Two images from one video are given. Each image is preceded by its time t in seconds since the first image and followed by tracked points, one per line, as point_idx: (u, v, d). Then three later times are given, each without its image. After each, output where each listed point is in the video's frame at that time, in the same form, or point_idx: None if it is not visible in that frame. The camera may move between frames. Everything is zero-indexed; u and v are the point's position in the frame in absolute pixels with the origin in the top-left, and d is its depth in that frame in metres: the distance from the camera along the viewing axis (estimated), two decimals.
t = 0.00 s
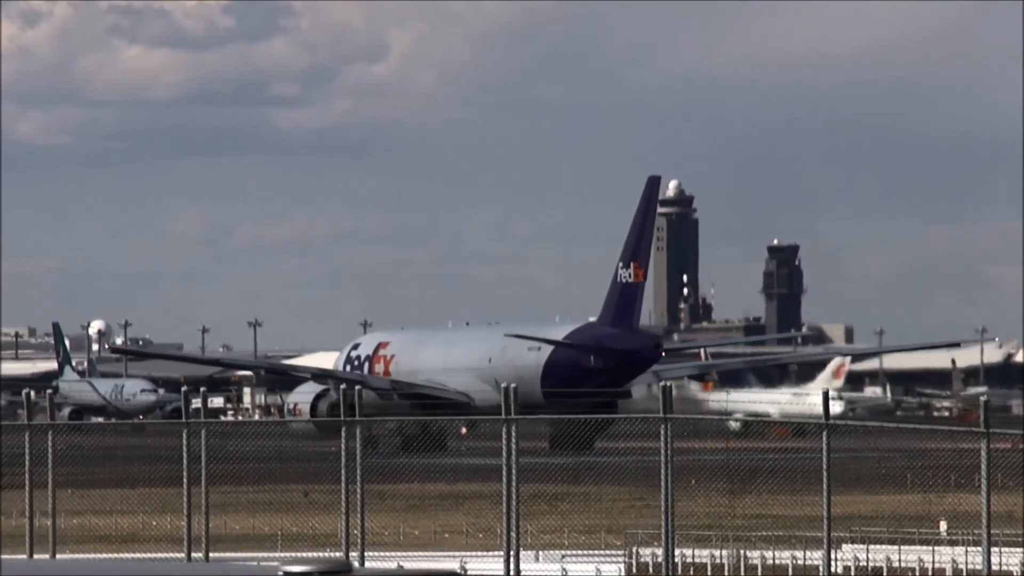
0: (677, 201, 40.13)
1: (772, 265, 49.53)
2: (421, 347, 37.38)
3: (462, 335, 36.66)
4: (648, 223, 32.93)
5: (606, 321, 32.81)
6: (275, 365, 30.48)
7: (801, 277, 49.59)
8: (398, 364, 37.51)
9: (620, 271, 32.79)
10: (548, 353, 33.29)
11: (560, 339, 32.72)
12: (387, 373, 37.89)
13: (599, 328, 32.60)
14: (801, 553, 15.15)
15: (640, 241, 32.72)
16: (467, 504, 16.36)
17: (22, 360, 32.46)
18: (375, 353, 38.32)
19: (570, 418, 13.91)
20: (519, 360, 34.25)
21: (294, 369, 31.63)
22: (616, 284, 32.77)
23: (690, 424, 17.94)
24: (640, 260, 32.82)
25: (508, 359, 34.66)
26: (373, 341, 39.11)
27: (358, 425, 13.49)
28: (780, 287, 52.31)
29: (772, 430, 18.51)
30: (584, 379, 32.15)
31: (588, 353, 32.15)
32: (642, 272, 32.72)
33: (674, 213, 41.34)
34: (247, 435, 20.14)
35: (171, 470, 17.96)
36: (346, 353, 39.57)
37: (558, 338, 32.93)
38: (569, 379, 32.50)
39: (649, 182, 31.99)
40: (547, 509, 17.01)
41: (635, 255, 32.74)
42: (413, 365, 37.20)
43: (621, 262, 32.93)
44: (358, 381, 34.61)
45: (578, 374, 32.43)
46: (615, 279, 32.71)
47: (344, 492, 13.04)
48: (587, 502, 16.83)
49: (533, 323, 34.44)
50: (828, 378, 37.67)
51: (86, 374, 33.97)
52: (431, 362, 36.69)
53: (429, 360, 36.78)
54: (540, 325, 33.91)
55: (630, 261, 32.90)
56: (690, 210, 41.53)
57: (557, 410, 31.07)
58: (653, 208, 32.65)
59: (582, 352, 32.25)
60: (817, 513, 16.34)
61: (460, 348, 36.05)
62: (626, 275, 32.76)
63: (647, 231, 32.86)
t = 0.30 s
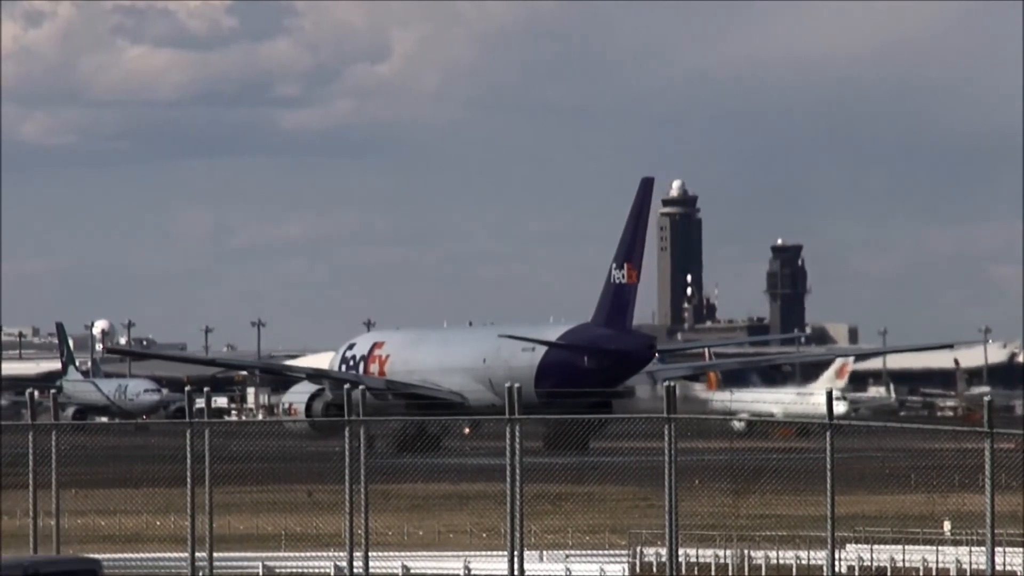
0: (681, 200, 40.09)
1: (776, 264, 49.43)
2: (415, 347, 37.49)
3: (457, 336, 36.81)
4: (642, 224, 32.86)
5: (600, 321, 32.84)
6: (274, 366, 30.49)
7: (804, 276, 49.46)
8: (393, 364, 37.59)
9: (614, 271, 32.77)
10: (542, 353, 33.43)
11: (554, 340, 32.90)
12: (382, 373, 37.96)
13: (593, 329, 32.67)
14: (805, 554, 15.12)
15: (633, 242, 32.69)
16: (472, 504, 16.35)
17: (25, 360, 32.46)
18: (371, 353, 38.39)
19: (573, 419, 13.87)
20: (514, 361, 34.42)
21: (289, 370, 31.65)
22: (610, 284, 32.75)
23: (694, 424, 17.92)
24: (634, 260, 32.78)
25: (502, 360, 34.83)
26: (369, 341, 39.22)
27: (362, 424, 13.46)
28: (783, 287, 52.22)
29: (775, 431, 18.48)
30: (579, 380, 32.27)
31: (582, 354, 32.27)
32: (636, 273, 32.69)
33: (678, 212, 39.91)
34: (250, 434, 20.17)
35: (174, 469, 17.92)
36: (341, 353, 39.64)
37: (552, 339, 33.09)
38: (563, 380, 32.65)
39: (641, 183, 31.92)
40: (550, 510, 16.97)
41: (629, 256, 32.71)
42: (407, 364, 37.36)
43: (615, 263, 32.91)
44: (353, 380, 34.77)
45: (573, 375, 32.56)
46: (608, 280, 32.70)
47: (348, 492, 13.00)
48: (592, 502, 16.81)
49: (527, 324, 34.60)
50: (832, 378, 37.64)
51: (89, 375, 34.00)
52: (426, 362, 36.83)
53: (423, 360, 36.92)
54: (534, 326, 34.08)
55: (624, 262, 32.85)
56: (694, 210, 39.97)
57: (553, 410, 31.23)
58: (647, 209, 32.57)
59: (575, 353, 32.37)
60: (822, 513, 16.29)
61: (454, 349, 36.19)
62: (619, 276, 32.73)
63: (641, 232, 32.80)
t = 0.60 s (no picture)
0: (701, 200, 40.08)
1: (796, 263, 49.26)
2: (425, 346, 37.59)
3: (467, 335, 36.91)
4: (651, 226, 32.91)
5: (610, 322, 32.86)
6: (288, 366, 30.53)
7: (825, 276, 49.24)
8: (404, 363, 37.70)
9: (624, 272, 32.79)
10: (552, 354, 33.55)
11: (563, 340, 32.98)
12: (393, 373, 38.11)
13: (603, 329, 32.70)
14: (826, 553, 15.09)
15: (643, 242, 32.74)
16: (492, 504, 16.38)
17: (46, 360, 32.62)
18: (381, 353, 38.46)
19: (594, 417, 13.88)
20: (524, 362, 34.55)
21: (300, 370, 31.75)
22: (620, 285, 32.78)
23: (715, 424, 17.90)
24: (644, 261, 32.83)
25: (512, 361, 34.94)
26: (380, 340, 39.33)
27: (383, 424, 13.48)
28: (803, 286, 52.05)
29: (796, 430, 18.45)
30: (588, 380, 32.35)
31: (592, 355, 32.32)
32: (646, 274, 32.71)
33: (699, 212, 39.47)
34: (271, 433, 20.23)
35: (195, 469, 17.89)
36: (352, 353, 39.80)
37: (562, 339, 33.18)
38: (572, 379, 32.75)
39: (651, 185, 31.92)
40: (571, 509, 16.97)
41: (639, 257, 32.74)
42: (417, 364, 37.46)
43: (625, 263, 32.94)
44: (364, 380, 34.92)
45: (582, 375, 32.64)
46: (619, 280, 32.73)
47: (368, 493, 13.02)
48: (613, 502, 16.79)
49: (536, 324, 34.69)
50: (852, 378, 37.57)
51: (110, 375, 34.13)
52: (436, 361, 36.92)
53: (434, 359, 37.01)
54: (544, 326, 34.20)
55: (633, 262, 32.90)
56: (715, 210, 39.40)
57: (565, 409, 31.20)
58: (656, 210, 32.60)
59: (585, 353, 32.41)
60: (842, 513, 16.25)
61: (464, 349, 36.26)
62: (629, 276, 32.75)
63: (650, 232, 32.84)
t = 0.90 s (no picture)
0: (703, 201, 40.11)
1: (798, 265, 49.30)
2: (417, 346, 37.79)
3: (459, 336, 36.98)
4: (641, 227, 33.08)
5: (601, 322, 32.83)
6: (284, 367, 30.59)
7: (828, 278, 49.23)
8: (397, 364, 38.05)
9: (615, 273, 32.76)
10: (543, 354, 33.60)
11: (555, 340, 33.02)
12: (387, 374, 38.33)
13: (594, 330, 32.73)
14: (828, 553, 15.11)
15: (633, 242, 32.76)
16: (495, 505, 16.42)
17: (49, 360, 32.66)
18: (374, 354, 38.70)
19: (595, 417, 13.90)
20: (515, 362, 34.57)
21: (291, 372, 31.88)
22: (610, 286, 32.77)
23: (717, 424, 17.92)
24: (634, 262, 32.90)
25: (503, 361, 34.94)
26: (372, 340, 39.52)
27: (385, 424, 13.50)
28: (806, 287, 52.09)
29: (798, 431, 18.46)
30: (580, 381, 32.42)
31: (584, 355, 32.43)
32: (636, 275, 32.73)
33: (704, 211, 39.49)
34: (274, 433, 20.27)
35: (196, 470, 17.94)
36: (345, 353, 39.96)
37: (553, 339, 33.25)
38: (563, 380, 32.85)
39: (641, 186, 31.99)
40: (572, 511, 17.00)
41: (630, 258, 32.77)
42: (409, 364, 37.75)
43: (615, 264, 32.95)
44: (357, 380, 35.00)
45: (574, 375, 32.73)
46: (609, 282, 32.71)
47: (370, 493, 13.04)
48: (614, 502, 16.79)
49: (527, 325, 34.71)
50: (854, 379, 37.57)
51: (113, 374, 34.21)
52: (430, 363, 37.04)
53: (428, 360, 37.11)
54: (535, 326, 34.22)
55: (624, 263, 32.89)
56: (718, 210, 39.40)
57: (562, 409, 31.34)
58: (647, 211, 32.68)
59: (577, 354, 32.52)
60: (843, 513, 16.27)
61: (456, 350, 36.33)
62: (620, 277, 32.73)
63: (640, 234, 32.96)
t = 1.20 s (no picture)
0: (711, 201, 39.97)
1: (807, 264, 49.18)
2: (413, 346, 37.80)
3: (454, 335, 36.95)
4: (638, 227, 33.03)
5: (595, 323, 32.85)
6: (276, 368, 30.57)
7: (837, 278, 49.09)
8: (392, 364, 38.07)
9: (610, 274, 32.75)
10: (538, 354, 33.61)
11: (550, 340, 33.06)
12: (382, 374, 38.37)
13: (589, 330, 32.70)
14: (835, 553, 15.09)
15: (629, 243, 32.73)
16: (502, 505, 16.41)
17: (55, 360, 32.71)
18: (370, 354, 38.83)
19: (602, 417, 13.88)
20: (511, 362, 34.53)
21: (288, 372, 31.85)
22: (606, 287, 32.75)
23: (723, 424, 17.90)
24: (630, 262, 32.88)
25: (499, 361, 34.92)
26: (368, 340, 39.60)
27: (391, 425, 13.47)
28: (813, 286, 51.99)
29: (806, 431, 18.41)
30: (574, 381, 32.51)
31: (578, 356, 32.51)
32: (632, 276, 32.72)
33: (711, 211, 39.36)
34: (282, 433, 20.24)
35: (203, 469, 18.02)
36: (342, 354, 39.99)
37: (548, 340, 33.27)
38: (559, 380, 32.93)
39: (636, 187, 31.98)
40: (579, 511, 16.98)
41: (626, 259, 32.76)
42: (404, 364, 37.72)
43: (610, 265, 32.94)
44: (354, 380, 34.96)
45: (569, 375, 32.81)
46: (604, 283, 32.69)
47: (376, 493, 13.01)
48: (621, 503, 16.79)
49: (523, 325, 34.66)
50: (862, 379, 37.51)
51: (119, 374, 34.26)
52: (426, 363, 37.03)
53: (424, 361, 37.11)
54: (531, 327, 34.18)
55: (619, 264, 32.88)
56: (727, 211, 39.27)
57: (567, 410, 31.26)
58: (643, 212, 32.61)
59: (572, 354, 32.58)
60: (851, 513, 16.25)
61: (451, 349, 36.39)
62: (615, 278, 32.73)
63: (635, 235, 32.90)
